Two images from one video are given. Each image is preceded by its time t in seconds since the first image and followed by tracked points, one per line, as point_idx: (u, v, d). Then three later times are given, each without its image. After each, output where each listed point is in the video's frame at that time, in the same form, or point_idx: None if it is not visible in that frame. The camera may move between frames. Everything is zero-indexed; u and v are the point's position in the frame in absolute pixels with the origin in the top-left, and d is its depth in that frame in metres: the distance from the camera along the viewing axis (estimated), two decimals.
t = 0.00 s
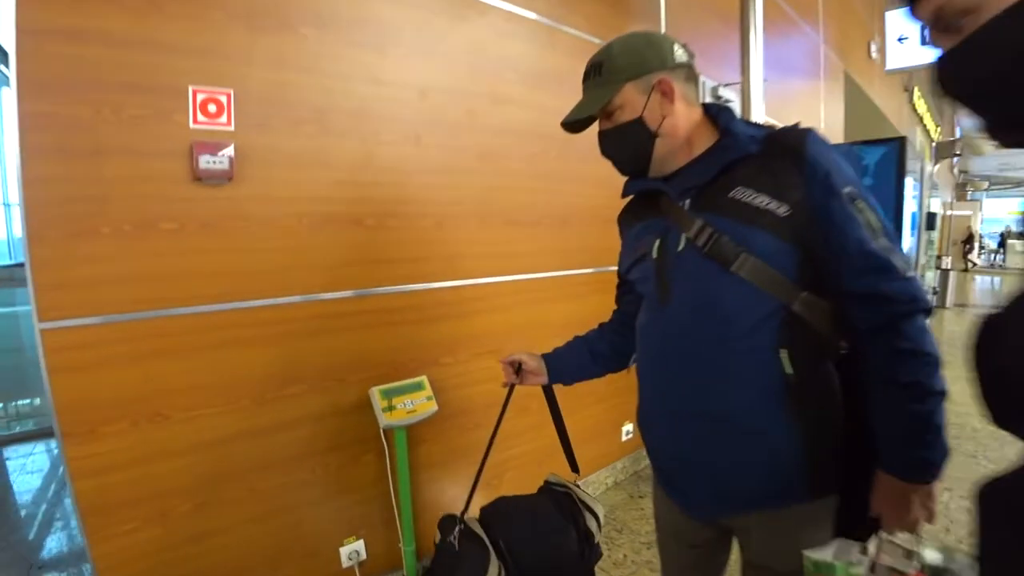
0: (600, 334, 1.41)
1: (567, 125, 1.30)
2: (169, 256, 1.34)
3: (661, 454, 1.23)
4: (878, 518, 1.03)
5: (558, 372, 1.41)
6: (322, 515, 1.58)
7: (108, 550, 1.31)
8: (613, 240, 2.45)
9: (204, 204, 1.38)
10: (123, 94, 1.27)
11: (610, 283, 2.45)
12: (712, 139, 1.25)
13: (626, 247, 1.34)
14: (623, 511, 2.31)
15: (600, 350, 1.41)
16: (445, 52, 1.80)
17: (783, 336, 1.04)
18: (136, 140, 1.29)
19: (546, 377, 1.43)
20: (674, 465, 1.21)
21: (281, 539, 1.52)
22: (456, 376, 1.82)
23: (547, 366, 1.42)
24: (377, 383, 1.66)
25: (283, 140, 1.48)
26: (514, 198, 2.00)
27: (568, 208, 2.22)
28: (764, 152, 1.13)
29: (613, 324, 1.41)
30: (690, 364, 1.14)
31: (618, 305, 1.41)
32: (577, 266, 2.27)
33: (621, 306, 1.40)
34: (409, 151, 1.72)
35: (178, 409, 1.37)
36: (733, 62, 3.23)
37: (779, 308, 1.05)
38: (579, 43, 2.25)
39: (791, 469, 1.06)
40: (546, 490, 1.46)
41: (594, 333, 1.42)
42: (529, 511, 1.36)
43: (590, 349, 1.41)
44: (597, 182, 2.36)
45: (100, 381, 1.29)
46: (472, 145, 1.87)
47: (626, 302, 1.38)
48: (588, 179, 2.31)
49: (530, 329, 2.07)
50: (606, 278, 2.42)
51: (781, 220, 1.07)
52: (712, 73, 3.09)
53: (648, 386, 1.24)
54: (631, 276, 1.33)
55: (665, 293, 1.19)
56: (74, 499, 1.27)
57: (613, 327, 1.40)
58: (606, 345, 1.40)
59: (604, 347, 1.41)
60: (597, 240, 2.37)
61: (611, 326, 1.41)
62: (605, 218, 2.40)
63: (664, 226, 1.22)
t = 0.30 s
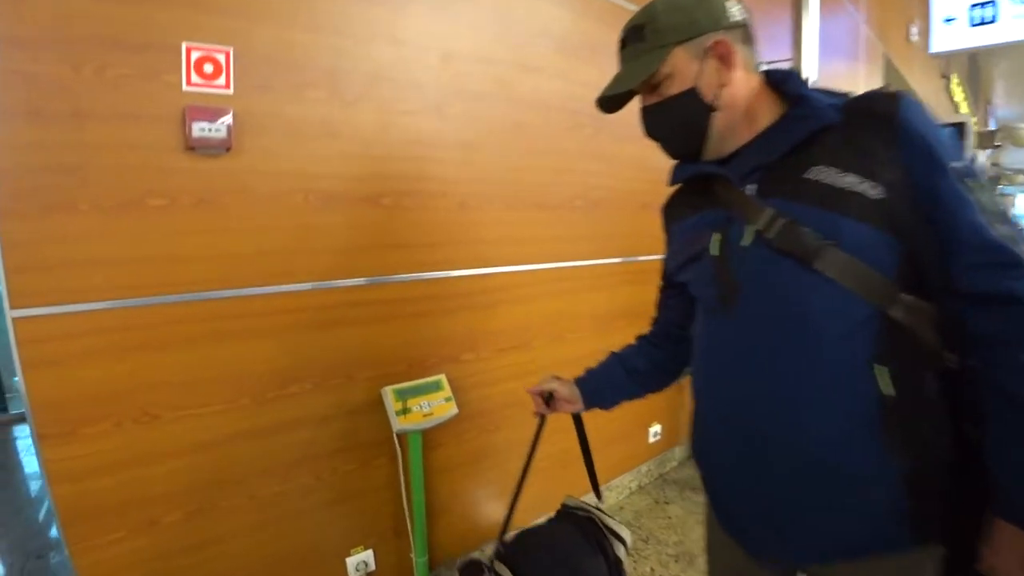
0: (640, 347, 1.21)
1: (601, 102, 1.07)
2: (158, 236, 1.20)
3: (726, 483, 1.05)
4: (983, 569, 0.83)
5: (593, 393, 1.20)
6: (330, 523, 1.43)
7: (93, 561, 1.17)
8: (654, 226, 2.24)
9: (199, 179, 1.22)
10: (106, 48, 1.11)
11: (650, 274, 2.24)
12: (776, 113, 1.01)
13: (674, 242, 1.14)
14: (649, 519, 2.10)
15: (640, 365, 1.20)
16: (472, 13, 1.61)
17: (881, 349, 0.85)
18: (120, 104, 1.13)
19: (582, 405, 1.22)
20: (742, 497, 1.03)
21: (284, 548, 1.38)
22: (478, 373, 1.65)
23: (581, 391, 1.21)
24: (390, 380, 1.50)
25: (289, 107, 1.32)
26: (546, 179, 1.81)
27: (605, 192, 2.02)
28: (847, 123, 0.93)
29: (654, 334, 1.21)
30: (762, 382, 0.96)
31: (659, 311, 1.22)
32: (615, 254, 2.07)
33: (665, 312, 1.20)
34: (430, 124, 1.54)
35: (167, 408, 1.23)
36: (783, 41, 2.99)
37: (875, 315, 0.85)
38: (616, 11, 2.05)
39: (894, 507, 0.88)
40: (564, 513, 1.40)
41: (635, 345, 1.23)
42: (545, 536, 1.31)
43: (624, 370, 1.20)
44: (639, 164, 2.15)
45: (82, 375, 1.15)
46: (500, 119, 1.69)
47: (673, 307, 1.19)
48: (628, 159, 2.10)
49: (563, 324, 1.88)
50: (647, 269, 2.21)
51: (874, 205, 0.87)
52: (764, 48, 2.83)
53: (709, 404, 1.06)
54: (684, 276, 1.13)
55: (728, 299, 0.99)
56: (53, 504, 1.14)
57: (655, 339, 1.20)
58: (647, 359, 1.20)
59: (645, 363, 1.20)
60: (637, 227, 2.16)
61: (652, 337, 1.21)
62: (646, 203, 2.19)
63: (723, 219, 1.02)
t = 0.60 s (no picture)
0: (686, 360, 1.04)
1: (633, 68, 0.89)
2: (143, 210, 1.06)
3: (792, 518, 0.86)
4: None
5: (635, 415, 1.03)
6: (339, 527, 1.31)
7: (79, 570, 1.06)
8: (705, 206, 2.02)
9: (190, 145, 1.07)
10: None
11: (697, 261, 2.02)
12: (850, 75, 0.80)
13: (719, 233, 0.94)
14: (678, 521, 1.87)
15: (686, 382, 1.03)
16: None
17: (999, 364, 0.64)
18: (98, 58, 0.98)
19: (624, 427, 1.06)
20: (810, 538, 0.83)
21: (288, 554, 1.26)
22: (504, 367, 1.49)
23: (622, 415, 1.05)
24: (405, 373, 1.36)
25: (294, 65, 1.15)
26: (585, 152, 1.61)
27: (652, 167, 1.80)
28: (952, 81, 0.73)
29: (701, 344, 1.04)
30: (837, 405, 0.76)
31: (705, 316, 1.05)
32: (662, 237, 1.86)
33: (712, 318, 1.03)
34: (458, 86, 1.35)
35: (158, 405, 1.10)
36: None
37: (991, 321, 0.65)
38: None
39: (1020, 563, 0.68)
40: (590, 535, 1.36)
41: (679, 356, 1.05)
42: (570, 556, 1.27)
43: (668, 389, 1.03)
44: (692, 136, 1.91)
45: (60, 368, 1.02)
46: (537, 83, 1.49)
47: (721, 311, 1.01)
48: (683, 130, 1.87)
49: (598, 313, 1.70)
50: (693, 255, 2.00)
51: (989, 179, 0.66)
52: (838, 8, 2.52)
53: (766, 426, 0.87)
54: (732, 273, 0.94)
55: (793, 303, 0.79)
56: (34, 510, 1.02)
57: (702, 351, 1.03)
58: (694, 375, 1.03)
59: (692, 380, 1.03)
60: (685, 207, 1.94)
61: (698, 348, 1.03)
62: (696, 181, 1.96)
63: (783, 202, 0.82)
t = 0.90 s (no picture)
0: (745, 364, 0.89)
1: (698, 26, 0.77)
2: (156, 191, 0.99)
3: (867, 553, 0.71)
4: None
5: (695, 431, 0.89)
6: (368, 520, 1.26)
7: (105, 559, 1.04)
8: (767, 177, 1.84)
9: (203, 119, 1.00)
10: None
11: (755, 238, 1.85)
12: (970, 17, 0.56)
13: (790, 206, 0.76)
14: (721, 518, 1.75)
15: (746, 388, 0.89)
16: None
17: None
18: (100, 25, 0.91)
19: (684, 443, 0.92)
20: None
21: (315, 546, 1.21)
22: (540, 354, 1.40)
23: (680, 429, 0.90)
24: (434, 360, 1.28)
25: (312, 27, 1.04)
26: (635, 120, 1.45)
27: (710, 135, 1.62)
28: None
29: (763, 343, 0.89)
30: (939, 430, 0.60)
31: (768, 310, 0.90)
32: (718, 212, 1.71)
33: (776, 312, 0.88)
34: (494, 49, 1.23)
35: (178, 394, 1.06)
36: None
37: None
38: None
39: None
40: (633, 538, 1.27)
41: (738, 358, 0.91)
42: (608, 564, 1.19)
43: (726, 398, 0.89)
44: (755, 100, 1.72)
45: (78, 356, 0.98)
46: (584, 43, 1.34)
47: (788, 303, 0.86)
48: (747, 93, 1.68)
49: (645, 296, 1.57)
50: (751, 232, 1.83)
51: None
52: None
53: (843, 442, 0.71)
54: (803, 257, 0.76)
55: (882, 298, 0.62)
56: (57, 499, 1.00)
57: (763, 351, 0.88)
58: (754, 380, 0.88)
59: (752, 386, 0.88)
60: (744, 180, 1.76)
61: (759, 348, 0.89)
62: (758, 150, 1.78)
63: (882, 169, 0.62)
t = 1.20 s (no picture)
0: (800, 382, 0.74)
1: None
2: (191, 178, 0.98)
3: None
4: None
5: (746, 467, 0.76)
6: (402, 509, 1.26)
7: (148, 534, 1.07)
8: (842, 157, 1.68)
9: (235, 103, 0.97)
10: None
11: (823, 227, 1.70)
12: None
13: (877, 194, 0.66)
14: (768, 523, 1.66)
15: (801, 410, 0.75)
16: None
17: None
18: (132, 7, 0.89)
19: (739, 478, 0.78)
20: None
21: (350, 532, 1.23)
22: (583, 347, 1.34)
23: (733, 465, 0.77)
24: (471, 351, 1.25)
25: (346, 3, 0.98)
26: (694, 97, 1.33)
27: (777, 115, 1.48)
28: None
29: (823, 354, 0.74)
30: None
31: (825, 316, 0.74)
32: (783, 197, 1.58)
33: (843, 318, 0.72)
34: (543, 19, 1.13)
35: (214, 378, 1.07)
36: None
37: None
38: None
39: None
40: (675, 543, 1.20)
41: (785, 375, 0.77)
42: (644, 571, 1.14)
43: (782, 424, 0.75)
44: (832, 73, 1.55)
45: (119, 340, 1.00)
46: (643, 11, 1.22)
47: (854, 305, 0.71)
48: (823, 66, 1.53)
49: (697, 288, 1.48)
50: (819, 220, 1.69)
51: None
52: None
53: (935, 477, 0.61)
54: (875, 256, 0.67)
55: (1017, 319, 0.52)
56: (103, 476, 1.02)
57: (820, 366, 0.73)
58: (812, 401, 0.73)
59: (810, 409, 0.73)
60: (814, 162, 1.61)
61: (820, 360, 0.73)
62: (833, 130, 1.62)
63: (1012, 156, 0.53)
